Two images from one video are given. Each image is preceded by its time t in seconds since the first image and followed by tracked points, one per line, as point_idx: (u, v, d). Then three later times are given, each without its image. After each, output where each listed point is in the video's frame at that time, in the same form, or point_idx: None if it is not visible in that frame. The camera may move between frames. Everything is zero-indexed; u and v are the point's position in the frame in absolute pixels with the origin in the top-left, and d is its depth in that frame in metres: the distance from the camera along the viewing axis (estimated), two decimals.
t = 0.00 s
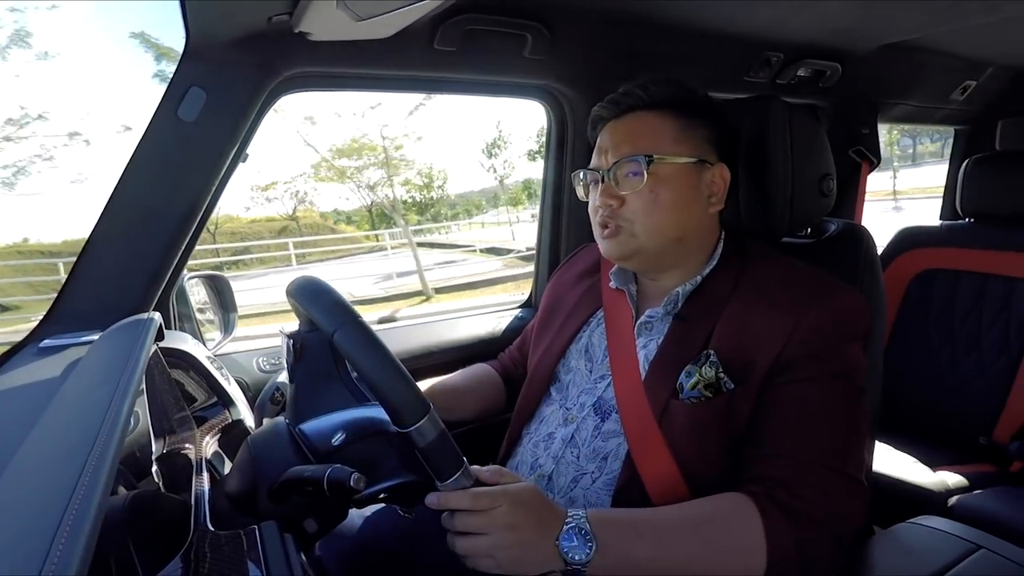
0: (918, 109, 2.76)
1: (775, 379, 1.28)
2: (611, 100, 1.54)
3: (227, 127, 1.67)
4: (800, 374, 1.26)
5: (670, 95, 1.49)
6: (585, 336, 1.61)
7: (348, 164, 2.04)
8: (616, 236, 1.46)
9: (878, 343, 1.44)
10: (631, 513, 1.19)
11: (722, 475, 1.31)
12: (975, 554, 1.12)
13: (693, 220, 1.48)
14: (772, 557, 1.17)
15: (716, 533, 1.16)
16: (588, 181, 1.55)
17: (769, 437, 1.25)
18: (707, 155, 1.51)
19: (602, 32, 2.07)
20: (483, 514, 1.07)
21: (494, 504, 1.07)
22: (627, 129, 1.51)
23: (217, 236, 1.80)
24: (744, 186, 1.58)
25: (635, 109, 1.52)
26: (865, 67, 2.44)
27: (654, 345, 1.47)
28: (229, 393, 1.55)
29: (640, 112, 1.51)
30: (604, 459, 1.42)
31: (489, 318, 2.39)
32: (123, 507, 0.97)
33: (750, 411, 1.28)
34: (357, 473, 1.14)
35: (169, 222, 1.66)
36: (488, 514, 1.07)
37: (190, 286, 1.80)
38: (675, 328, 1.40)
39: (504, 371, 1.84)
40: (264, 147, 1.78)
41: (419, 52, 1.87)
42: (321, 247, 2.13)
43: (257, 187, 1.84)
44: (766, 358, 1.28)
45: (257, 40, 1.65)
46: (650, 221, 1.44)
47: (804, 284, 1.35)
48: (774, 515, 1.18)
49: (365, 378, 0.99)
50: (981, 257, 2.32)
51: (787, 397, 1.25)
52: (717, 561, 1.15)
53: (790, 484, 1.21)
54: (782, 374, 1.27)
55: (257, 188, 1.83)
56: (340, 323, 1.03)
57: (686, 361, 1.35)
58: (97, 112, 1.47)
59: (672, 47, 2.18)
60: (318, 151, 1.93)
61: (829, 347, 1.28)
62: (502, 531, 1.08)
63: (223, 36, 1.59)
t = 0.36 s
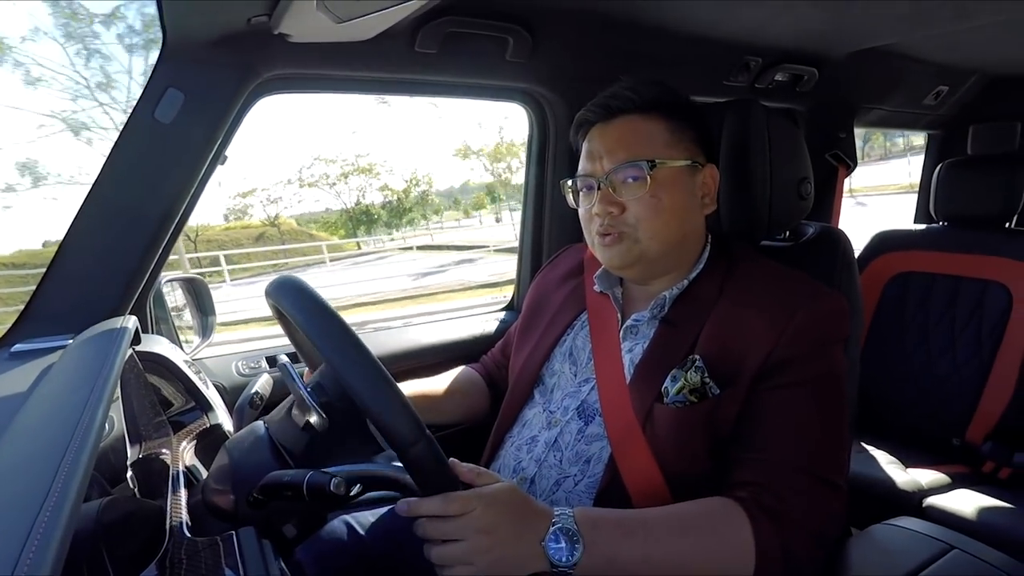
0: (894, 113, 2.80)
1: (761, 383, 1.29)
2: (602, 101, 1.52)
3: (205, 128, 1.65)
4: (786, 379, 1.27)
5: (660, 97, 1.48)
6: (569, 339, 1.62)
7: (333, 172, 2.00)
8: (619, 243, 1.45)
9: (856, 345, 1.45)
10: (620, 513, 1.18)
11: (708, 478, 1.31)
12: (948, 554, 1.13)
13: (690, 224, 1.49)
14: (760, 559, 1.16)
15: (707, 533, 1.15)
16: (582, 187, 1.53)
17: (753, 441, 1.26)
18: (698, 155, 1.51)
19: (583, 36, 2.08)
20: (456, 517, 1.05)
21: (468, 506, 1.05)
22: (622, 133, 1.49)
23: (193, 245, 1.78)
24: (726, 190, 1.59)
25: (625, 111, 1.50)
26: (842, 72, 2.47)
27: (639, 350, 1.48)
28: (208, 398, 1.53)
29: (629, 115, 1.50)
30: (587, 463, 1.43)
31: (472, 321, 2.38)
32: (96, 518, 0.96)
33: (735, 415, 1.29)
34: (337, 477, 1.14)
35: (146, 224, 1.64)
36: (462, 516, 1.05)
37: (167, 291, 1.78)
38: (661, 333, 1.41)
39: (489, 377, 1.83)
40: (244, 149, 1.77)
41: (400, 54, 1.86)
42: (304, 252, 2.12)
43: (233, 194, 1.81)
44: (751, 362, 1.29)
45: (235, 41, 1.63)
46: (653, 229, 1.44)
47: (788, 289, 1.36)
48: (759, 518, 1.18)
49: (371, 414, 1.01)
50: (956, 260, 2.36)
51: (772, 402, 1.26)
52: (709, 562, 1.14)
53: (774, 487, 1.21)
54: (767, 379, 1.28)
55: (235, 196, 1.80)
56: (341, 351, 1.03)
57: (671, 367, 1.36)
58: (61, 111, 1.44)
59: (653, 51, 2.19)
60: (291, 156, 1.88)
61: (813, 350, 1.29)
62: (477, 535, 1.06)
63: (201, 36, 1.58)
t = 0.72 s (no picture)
0: (883, 117, 2.81)
1: (743, 384, 1.30)
2: (622, 98, 1.52)
3: (196, 131, 1.65)
4: (769, 382, 1.28)
5: (677, 105, 1.49)
6: (559, 340, 1.62)
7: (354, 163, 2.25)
8: (616, 242, 1.45)
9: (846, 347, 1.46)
10: (614, 492, 1.14)
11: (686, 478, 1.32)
12: (937, 555, 1.14)
13: (690, 232, 1.49)
14: (749, 551, 1.13)
15: (703, 522, 1.12)
16: (589, 180, 1.54)
17: (731, 438, 1.25)
18: (707, 168, 1.51)
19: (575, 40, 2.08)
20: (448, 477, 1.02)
21: (460, 466, 1.02)
22: (634, 133, 1.49)
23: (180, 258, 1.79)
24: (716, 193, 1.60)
25: (643, 113, 1.51)
26: (832, 77, 2.48)
27: (626, 351, 1.48)
28: (198, 401, 1.52)
29: (646, 116, 1.50)
30: (573, 460, 1.43)
31: (465, 323, 2.38)
32: (85, 526, 0.96)
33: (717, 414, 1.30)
34: (329, 481, 1.13)
35: (136, 226, 1.63)
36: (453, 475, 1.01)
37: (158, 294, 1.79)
38: (647, 334, 1.42)
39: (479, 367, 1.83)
40: (235, 151, 1.76)
41: (393, 57, 1.86)
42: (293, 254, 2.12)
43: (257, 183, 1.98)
44: (734, 363, 1.30)
45: (226, 45, 1.62)
46: (651, 233, 1.44)
47: (773, 293, 1.38)
48: (748, 512, 1.15)
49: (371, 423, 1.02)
50: (945, 263, 2.38)
51: (752, 402, 1.27)
52: (701, 549, 1.10)
53: (757, 483, 1.19)
54: (749, 382, 1.29)
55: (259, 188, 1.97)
56: (344, 361, 1.02)
57: (650, 367, 1.37)
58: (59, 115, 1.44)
59: (645, 55, 2.20)
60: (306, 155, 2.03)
61: (794, 352, 1.31)
62: (467, 498, 1.02)
63: (191, 40, 1.57)
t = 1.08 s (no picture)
0: (884, 114, 2.81)
1: (722, 371, 1.30)
2: (588, 103, 1.56)
3: (195, 128, 1.65)
4: (748, 368, 1.28)
5: (644, 102, 1.51)
6: (556, 337, 1.62)
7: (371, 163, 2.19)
8: (593, 238, 1.47)
9: (845, 345, 1.46)
10: (575, 463, 1.17)
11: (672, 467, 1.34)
12: (936, 553, 1.14)
13: (669, 223, 1.49)
14: (699, 526, 1.15)
15: (659, 496, 1.14)
16: (565, 183, 1.56)
17: (707, 427, 1.26)
18: (680, 160, 1.52)
19: (575, 37, 2.08)
20: (411, 442, 1.00)
21: (422, 430, 1.00)
22: (605, 132, 1.51)
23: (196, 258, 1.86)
24: (715, 190, 1.59)
25: (611, 114, 1.52)
26: (833, 75, 2.48)
27: (617, 345, 1.49)
28: (198, 398, 1.52)
29: (612, 117, 1.52)
30: (569, 455, 1.42)
31: (465, 321, 2.38)
32: (86, 522, 0.96)
33: (700, 402, 1.31)
34: (329, 478, 1.13)
35: (135, 222, 1.63)
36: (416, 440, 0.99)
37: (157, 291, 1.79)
38: (637, 329, 1.43)
39: (475, 368, 1.83)
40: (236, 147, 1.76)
41: (393, 54, 1.85)
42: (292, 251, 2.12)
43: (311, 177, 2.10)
44: (712, 351, 1.31)
45: (225, 42, 1.62)
46: (626, 225, 1.45)
47: (756, 283, 1.38)
48: (704, 490, 1.17)
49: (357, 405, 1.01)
50: (946, 260, 2.37)
51: (732, 389, 1.27)
52: (651, 519, 1.13)
53: (722, 466, 1.20)
54: (729, 368, 1.29)
55: (315, 186, 2.06)
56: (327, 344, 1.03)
57: (634, 362, 1.38)
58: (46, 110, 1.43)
59: (644, 52, 2.20)
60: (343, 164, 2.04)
61: (774, 340, 1.30)
62: (432, 462, 1.01)
63: (190, 37, 1.57)
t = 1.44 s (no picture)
0: (884, 116, 2.81)
1: (724, 376, 1.30)
2: (597, 103, 1.55)
3: (196, 131, 1.65)
4: (748, 374, 1.28)
5: (653, 104, 1.50)
6: (555, 340, 1.62)
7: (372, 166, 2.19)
8: (594, 246, 1.47)
9: (845, 347, 1.46)
10: (575, 475, 1.17)
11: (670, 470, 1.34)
12: (938, 556, 1.14)
13: (671, 232, 1.49)
14: (699, 538, 1.15)
15: (657, 506, 1.14)
16: (568, 184, 1.55)
17: (705, 434, 1.26)
18: (686, 168, 1.51)
19: (575, 39, 2.08)
20: (419, 479, 1.00)
21: (430, 467, 1.00)
22: (611, 136, 1.50)
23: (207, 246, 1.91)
24: (716, 193, 1.59)
25: (617, 116, 1.52)
26: (833, 76, 2.48)
27: (616, 350, 1.49)
28: (200, 401, 1.53)
29: (620, 119, 1.52)
30: (568, 459, 1.43)
31: (466, 324, 2.38)
32: (87, 523, 0.96)
33: (699, 409, 1.31)
34: (330, 480, 1.13)
35: (136, 225, 1.63)
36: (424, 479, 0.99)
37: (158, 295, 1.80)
38: (635, 333, 1.43)
39: (473, 367, 1.83)
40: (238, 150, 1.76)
41: (394, 56, 1.85)
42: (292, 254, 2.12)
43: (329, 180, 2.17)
44: (714, 357, 1.30)
45: (226, 45, 1.62)
46: (626, 235, 1.45)
47: (758, 287, 1.38)
48: (703, 500, 1.17)
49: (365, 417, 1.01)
50: (947, 262, 2.37)
51: (732, 395, 1.27)
52: (651, 532, 1.13)
53: (720, 475, 1.20)
54: (731, 374, 1.29)
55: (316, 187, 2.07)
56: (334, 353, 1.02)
57: (637, 365, 1.38)
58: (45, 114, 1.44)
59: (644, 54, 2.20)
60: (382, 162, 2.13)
61: (776, 346, 1.30)
62: (441, 495, 1.01)
63: (191, 40, 1.57)
